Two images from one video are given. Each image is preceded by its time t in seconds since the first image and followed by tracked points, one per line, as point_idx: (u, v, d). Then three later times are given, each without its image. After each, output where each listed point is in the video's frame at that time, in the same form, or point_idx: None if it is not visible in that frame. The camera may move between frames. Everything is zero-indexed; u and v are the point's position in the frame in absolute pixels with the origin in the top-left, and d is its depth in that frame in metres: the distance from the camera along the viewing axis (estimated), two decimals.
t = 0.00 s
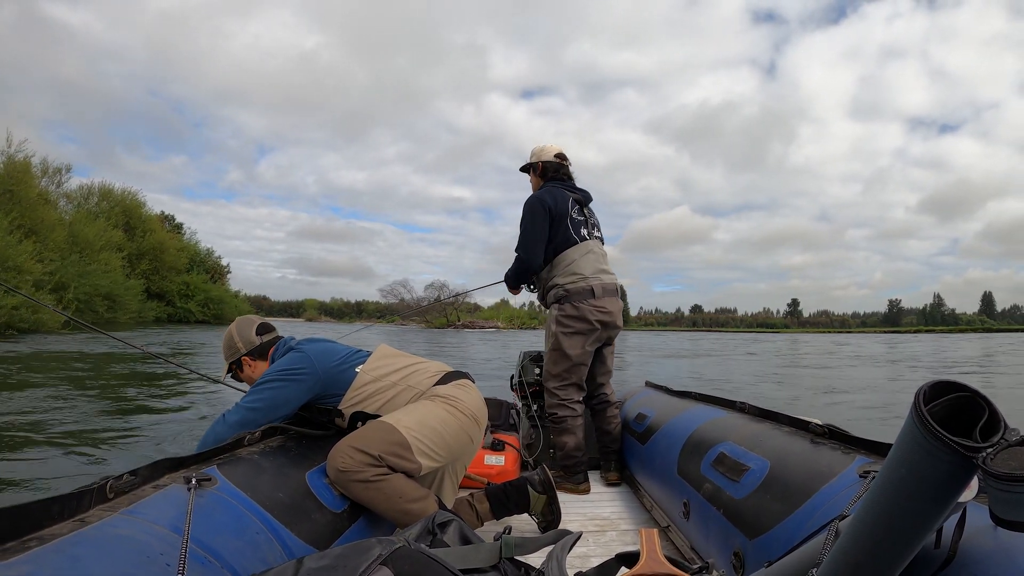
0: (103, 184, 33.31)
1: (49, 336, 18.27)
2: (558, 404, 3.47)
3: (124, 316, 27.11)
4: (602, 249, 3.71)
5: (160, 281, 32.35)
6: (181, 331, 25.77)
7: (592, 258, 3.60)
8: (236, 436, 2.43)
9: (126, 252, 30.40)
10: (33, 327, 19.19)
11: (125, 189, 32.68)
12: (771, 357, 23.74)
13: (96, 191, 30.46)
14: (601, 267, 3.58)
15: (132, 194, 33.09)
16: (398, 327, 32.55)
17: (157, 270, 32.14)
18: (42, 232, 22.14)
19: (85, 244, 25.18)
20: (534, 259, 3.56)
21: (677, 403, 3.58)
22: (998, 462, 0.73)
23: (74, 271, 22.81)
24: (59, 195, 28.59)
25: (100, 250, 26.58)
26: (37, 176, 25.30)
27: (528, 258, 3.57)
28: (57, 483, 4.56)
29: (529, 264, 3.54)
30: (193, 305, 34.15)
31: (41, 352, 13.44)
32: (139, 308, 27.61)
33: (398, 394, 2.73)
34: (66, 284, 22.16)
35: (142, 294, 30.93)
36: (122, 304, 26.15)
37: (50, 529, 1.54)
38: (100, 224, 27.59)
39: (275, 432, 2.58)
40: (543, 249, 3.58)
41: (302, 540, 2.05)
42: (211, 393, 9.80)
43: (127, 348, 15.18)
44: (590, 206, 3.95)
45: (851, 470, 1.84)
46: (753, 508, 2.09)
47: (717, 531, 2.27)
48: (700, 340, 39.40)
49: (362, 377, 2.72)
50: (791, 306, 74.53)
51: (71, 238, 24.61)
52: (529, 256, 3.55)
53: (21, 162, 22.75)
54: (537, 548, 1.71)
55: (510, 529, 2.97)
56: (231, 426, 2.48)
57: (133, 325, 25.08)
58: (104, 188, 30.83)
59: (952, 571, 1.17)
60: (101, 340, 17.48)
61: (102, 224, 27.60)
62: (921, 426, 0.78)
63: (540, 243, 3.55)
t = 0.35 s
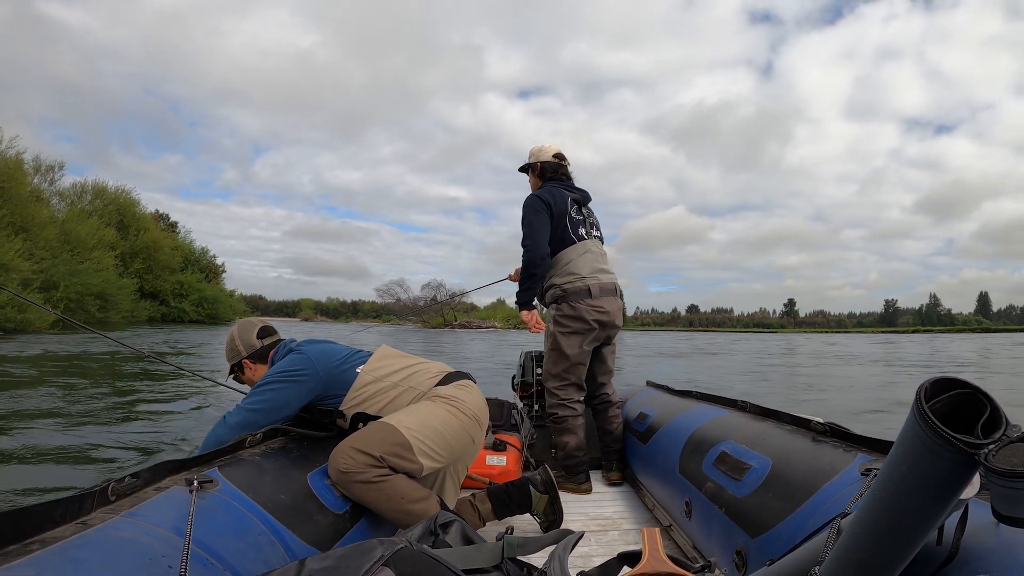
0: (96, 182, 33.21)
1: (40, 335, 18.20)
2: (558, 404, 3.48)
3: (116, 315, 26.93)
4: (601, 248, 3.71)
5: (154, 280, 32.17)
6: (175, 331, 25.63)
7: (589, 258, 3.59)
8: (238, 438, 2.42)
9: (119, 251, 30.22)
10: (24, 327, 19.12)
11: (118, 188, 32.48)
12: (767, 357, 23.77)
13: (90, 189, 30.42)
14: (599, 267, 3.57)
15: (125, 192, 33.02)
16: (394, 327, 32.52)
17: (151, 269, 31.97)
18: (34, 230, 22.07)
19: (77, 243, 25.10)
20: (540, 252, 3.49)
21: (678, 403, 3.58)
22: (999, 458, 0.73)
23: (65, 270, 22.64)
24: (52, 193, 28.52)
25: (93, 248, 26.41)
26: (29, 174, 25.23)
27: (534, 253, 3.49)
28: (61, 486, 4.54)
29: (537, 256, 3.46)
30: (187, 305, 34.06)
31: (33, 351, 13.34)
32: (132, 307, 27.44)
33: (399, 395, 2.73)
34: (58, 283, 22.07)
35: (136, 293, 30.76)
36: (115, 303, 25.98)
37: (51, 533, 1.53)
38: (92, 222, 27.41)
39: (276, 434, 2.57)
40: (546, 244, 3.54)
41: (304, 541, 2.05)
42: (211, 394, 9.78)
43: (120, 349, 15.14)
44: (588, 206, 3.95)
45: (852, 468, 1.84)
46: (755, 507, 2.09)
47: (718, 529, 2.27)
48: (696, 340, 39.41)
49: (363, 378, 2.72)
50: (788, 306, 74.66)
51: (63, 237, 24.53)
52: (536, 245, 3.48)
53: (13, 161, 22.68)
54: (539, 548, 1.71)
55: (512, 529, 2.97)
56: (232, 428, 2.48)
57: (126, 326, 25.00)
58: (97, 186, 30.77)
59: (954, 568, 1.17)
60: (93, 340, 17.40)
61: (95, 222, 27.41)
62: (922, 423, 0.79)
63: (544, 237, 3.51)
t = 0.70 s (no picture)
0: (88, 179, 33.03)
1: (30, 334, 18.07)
2: (558, 403, 3.47)
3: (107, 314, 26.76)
4: (601, 248, 3.72)
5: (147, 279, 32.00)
6: (167, 331, 25.52)
7: (590, 258, 3.60)
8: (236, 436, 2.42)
9: (111, 249, 30.08)
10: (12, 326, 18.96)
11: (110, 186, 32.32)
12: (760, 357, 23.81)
13: (81, 187, 30.27)
14: (599, 266, 3.58)
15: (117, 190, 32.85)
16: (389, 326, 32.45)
17: (143, 268, 31.81)
18: (23, 228, 21.92)
19: (68, 240, 24.97)
20: (535, 262, 3.60)
21: (676, 403, 3.58)
22: (997, 461, 0.73)
23: (55, 268, 22.50)
24: (43, 190, 28.38)
25: (83, 246, 26.27)
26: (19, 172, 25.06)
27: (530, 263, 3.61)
28: (68, 482, 4.57)
29: (531, 267, 3.59)
30: (180, 304, 33.91)
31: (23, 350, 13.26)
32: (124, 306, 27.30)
33: (397, 394, 2.73)
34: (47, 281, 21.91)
35: (128, 292, 30.61)
36: (106, 303, 25.82)
37: (49, 530, 1.53)
38: (83, 220, 27.27)
39: (274, 432, 2.57)
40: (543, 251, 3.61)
41: (301, 540, 2.05)
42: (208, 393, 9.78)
43: (110, 348, 15.04)
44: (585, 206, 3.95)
45: (850, 470, 1.85)
46: (752, 508, 2.10)
47: (716, 531, 2.27)
48: (690, 340, 39.43)
49: (361, 377, 2.72)
50: (783, 307, 74.76)
51: (54, 234, 24.40)
52: (530, 257, 3.59)
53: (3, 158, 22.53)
54: (537, 548, 1.71)
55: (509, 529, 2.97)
56: (231, 426, 2.48)
57: (117, 325, 24.86)
58: (89, 184, 30.63)
59: (951, 570, 1.17)
60: (82, 339, 17.27)
61: (86, 220, 27.27)
62: (918, 426, 0.79)
63: (541, 248, 3.59)
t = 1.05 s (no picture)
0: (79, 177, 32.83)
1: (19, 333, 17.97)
2: (556, 403, 3.47)
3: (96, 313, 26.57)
4: (599, 247, 3.72)
5: (138, 278, 31.82)
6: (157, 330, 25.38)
7: (588, 256, 3.60)
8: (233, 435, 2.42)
9: (102, 247, 29.90)
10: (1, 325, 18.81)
11: (102, 184, 32.15)
12: (754, 357, 23.85)
13: (73, 184, 30.10)
14: (597, 265, 3.58)
15: (109, 188, 32.68)
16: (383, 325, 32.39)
17: (135, 266, 31.65)
18: (12, 225, 21.76)
19: (58, 238, 24.80)
20: (536, 257, 3.53)
21: (674, 404, 3.58)
22: (995, 462, 0.73)
23: (44, 266, 22.35)
24: (34, 188, 28.20)
25: (73, 244, 26.11)
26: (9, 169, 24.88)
27: (530, 259, 3.53)
28: (61, 481, 4.56)
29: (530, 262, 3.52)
30: (172, 303, 33.76)
31: (10, 348, 13.13)
32: (115, 305, 27.13)
33: (394, 394, 2.72)
34: (36, 279, 21.74)
35: (119, 291, 30.43)
36: (97, 302, 25.66)
37: (45, 529, 1.52)
38: (73, 217, 27.10)
39: (271, 431, 2.57)
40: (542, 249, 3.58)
41: (298, 539, 2.04)
42: (200, 392, 9.76)
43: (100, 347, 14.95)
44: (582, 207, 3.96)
45: (847, 472, 1.85)
46: (749, 509, 2.10)
47: (713, 532, 2.28)
48: (685, 340, 39.45)
49: (359, 376, 2.72)
50: (778, 308, 74.84)
51: (43, 232, 24.23)
52: (529, 251, 3.51)
53: None
54: (533, 549, 1.71)
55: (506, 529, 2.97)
56: (227, 425, 2.47)
57: (108, 325, 24.72)
58: (81, 181, 30.46)
59: (947, 571, 1.18)
60: (72, 338, 17.17)
61: (76, 218, 27.12)
62: (916, 426, 0.79)
63: (542, 243, 3.54)
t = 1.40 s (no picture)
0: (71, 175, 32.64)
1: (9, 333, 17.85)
2: (556, 407, 3.46)
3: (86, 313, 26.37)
4: (595, 247, 3.71)
5: (130, 277, 31.64)
6: (148, 330, 25.22)
7: (582, 256, 3.60)
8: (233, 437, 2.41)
9: (93, 245, 29.70)
10: None
11: (93, 181, 31.93)
12: (749, 357, 23.82)
13: (64, 182, 29.94)
14: (593, 265, 3.57)
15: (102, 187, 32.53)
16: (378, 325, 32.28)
17: (127, 265, 31.51)
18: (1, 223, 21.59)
19: (48, 236, 24.64)
20: (516, 265, 3.75)
21: (674, 405, 3.58)
22: (995, 463, 0.73)
23: (33, 264, 22.17)
24: (24, 185, 28.04)
25: (63, 242, 25.91)
26: None
27: (511, 266, 3.76)
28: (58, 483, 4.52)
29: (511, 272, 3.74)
30: (165, 302, 33.60)
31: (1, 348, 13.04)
32: (105, 304, 26.94)
33: (394, 396, 2.72)
34: (25, 278, 21.60)
35: (111, 290, 30.23)
36: (87, 301, 25.47)
37: (45, 529, 1.52)
38: (64, 216, 26.91)
39: (271, 434, 2.56)
40: (524, 256, 3.76)
41: (297, 540, 2.04)
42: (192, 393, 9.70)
43: (92, 347, 14.88)
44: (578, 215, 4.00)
45: (846, 473, 1.86)
46: (748, 510, 2.10)
47: (712, 533, 2.28)
48: (680, 340, 39.36)
49: (359, 379, 2.71)
50: (774, 308, 74.98)
51: (33, 230, 24.07)
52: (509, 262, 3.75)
53: None
54: (533, 550, 1.71)
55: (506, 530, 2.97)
56: (226, 428, 2.47)
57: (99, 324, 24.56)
58: (72, 179, 30.31)
59: (947, 572, 1.18)
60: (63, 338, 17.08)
61: (67, 216, 26.95)
62: (915, 427, 0.79)
63: (520, 252, 3.73)
